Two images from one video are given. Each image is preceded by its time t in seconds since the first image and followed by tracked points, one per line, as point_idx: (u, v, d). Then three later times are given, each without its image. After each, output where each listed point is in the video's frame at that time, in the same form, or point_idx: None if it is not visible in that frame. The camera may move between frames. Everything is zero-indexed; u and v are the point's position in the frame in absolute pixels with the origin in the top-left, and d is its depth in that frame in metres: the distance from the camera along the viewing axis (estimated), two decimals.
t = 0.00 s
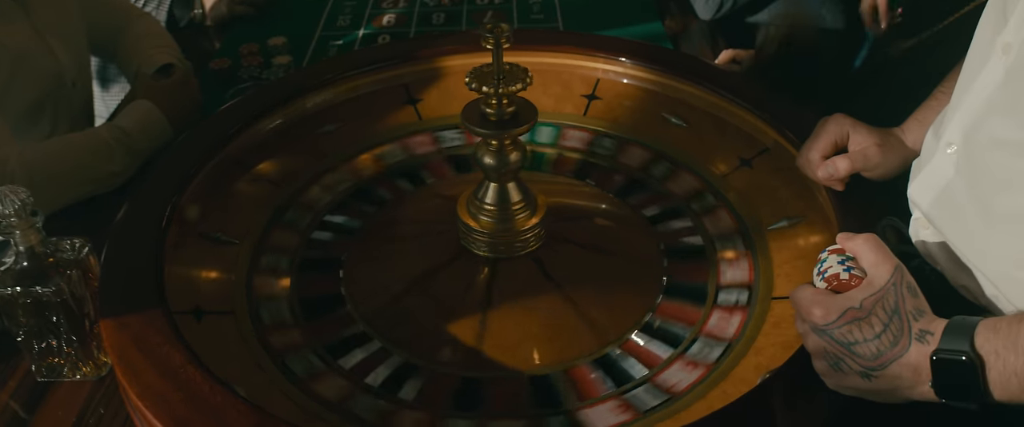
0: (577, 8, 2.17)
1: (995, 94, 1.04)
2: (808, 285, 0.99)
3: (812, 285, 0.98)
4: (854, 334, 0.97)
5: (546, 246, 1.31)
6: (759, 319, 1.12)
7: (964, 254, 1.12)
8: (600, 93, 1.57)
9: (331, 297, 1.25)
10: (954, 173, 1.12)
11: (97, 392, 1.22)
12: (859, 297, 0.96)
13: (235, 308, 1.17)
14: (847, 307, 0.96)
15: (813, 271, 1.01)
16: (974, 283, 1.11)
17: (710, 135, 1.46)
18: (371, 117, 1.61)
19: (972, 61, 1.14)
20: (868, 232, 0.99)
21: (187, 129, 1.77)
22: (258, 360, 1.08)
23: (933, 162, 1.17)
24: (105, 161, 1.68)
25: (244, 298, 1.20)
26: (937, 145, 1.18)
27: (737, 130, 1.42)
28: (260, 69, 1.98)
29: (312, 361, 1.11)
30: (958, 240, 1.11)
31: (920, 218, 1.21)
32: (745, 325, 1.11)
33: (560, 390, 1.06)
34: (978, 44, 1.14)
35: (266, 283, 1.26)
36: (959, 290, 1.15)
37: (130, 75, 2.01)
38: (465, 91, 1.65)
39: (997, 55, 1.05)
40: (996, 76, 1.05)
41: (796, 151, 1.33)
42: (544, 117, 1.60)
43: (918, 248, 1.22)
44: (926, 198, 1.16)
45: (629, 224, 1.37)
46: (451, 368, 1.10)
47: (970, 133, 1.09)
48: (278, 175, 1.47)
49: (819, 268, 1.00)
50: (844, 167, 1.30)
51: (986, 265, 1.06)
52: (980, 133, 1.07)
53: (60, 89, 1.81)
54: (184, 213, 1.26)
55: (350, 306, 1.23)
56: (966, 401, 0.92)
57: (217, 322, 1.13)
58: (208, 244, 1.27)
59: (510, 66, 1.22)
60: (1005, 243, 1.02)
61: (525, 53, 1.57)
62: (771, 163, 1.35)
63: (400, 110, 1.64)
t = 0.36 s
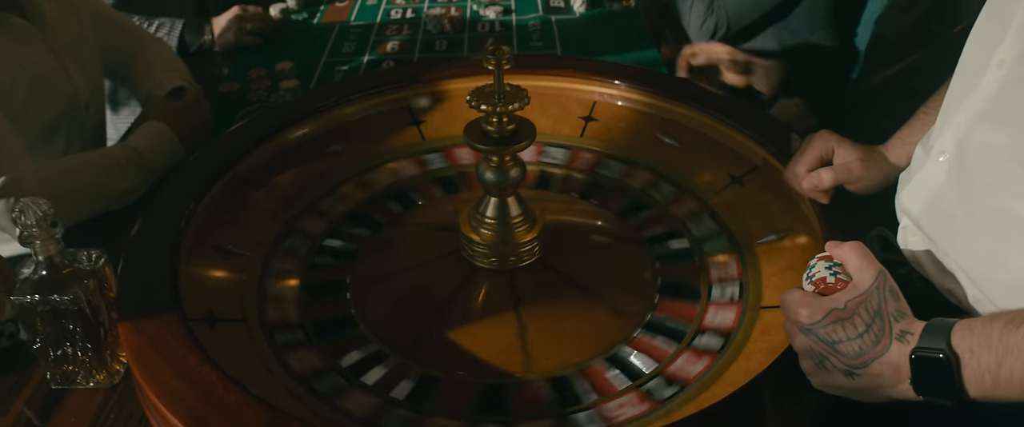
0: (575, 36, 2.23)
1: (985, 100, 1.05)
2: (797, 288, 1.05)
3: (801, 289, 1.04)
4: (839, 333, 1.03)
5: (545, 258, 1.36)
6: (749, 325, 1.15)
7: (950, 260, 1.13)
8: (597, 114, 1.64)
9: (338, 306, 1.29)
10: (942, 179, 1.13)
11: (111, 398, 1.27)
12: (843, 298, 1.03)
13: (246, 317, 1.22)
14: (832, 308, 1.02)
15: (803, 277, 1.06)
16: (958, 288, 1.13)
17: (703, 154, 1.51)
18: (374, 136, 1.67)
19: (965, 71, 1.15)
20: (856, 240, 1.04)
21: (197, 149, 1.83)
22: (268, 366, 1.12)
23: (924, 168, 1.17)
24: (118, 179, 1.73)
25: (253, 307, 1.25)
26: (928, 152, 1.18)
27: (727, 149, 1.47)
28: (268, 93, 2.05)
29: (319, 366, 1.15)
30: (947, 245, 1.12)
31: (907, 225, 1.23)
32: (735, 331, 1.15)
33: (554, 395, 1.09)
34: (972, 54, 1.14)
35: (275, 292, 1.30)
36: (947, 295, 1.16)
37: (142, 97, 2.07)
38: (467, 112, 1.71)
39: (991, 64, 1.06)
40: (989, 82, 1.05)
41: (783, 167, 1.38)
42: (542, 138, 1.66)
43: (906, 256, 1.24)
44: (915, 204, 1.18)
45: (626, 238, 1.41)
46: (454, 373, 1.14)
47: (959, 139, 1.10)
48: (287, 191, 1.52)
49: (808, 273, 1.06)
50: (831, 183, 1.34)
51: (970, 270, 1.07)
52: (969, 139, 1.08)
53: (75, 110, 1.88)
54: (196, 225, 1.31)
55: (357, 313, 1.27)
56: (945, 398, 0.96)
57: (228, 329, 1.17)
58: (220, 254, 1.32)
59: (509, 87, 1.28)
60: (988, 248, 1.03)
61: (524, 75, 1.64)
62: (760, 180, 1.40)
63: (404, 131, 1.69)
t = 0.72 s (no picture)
0: (572, 70, 2.31)
1: (956, 120, 1.11)
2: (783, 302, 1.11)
3: (787, 301, 1.09)
4: (822, 342, 1.06)
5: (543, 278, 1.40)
6: (738, 341, 1.19)
7: (928, 273, 1.18)
8: (593, 143, 1.70)
9: (344, 324, 1.33)
10: (917, 195, 1.19)
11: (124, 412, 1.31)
12: (825, 308, 1.07)
13: (256, 333, 1.26)
14: (815, 318, 1.06)
15: (788, 291, 1.12)
16: (933, 298, 1.18)
17: (695, 180, 1.56)
18: (379, 163, 1.73)
19: (940, 93, 1.21)
20: (834, 254, 1.12)
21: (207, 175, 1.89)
22: (276, 380, 1.16)
23: (903, 183, 1.22)
24: (130, 203, 1.80)
25: (263, 324, 1.29)
26: (906, 168, 1.23)
27: (719, 175, 1.53)
28: (275, 122, 2.12)
29: (326, 382, 1.19)
30: (923, 259, 1.17)
31: (886, 241, 1.29)
32: (726, 347, 1.19)
33: (550, 406, 1.13)
34: (947, 76, 1.20)
35: (284, 311, 1.34)
36: (922, 306, 1.22)
37: (153, 126, 2.13)
38: (469, 142, 1.78)
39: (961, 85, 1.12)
40: (960, 104, 1.10)
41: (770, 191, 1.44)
42: (540, 165, 1.71)
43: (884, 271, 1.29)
44: (894, 220, 1.23)
45: (622, 261, 1.45)
46: (455, 387, 1.17)
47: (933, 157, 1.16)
48: (296, 214, 1.57)
49: (793, 288, 1.11)
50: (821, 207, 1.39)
51: (947, 281, 1.12)
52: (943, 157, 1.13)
53: (89, 137, 1.94)
54: (208, 246, 1.37)
55: (362, 331, 1.31)
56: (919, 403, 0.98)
57: (238, 344, 1.22)
58: (231, 273, 1.36)
59: (509, 114, 1.35)
60: (961, 259, 1.08)
61: (523, 105, 1.71)
62: (750, 204, 1.45)
63: (408, 159, 1.75)
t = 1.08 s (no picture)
0: (573, 106, 2.37)
1: (920, 150, 1.19)
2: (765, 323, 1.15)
3: (768, 323, 1.14)
4: (802, 360, 1.09)
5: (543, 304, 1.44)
6: (730, 364, 1.23)
7: (897, 296, 1.24)
8: (590, 177, 1.76)
9: (349, 348, 1.37)
10: (886, 222, 1.25)
11: None
12: (804, 328, 1.12)
13: (264, 357, 1.30)
14: (796, 338, 1.11)
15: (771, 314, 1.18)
16: (904, 320, 1.24)
17: (689, 211, 1.61)
18: (382, 194, 1.79)
19: (900, 124, 1.28)
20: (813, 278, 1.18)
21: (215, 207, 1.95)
22: (283, 402, 1.20)
23: (871, 212, 1.29)
24: (140, 232, 1.85)
25: (270, 349, 1.33)
26: (873, 198, 1.30)
27: (713, 206, 1.59)
28: (283, 157, 2.18)
29: (331, 403, 1.22)
30: (893, 282, 1.23)
31: (858, 265, 1.32)
32: (717, 369, 1.23)
33: None
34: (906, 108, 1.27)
35: (290, 335, 1.38)
36: (894, 328, 1.27)
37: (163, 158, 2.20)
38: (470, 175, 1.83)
39: (922, 119, 1.19)
40: (922, 135, 1.19)
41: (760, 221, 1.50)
42: (538, 197, 1.76)
43: (859, 294, 1.33)
44: (864, 246, 1.29)
45: (619, 289, 1.48)
46: (456, 408, 1.20)
47: (901, 185, 1.23)
48: (303, 243, 1.62)
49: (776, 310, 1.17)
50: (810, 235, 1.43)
51: (916, 303, 1.18)
52: (909, 185, 1.20)
53: (101, 169, 2.01)
54: (218, 272, 1.42)
55: (366, 356, 1.35)
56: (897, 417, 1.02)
57: (246, 367, 1.25)
58: (239, 299, 1.41)
59: (508, 147, 1.41)
60: (929, 283, 1.14)
61: (522, 140, 1.78)
62: (741, 234, 1.50)
63: (411, 191, 1.81)
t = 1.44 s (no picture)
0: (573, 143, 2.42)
1: (895, 173, 1.26)
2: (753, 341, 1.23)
3: (755, 341, 1.22)
4: (788, 377, 1.13)
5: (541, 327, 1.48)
6: (720, 385, 1.26)
7: (876, 315, 1.30)
8: (588, 206, 1.81)
9: (353, 368, 1.40)
10: (865, 244, 1.32)
11: None
12: (790, 345, 1.17)
13: (270, 376, 1.33)
14: (782, 355, 1.16)
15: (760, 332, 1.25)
16: (884, 338, 1.29)
17: (683, 238, 1.66)
18: (387, 222, 1.83)
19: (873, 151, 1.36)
20: (798, 299, 1.24)
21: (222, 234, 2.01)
22: (289, 418, 1.23)
23: (852, 234, 1.36)
24: (148, 258, 1.90)
25: (277, 369, 1.36)
26: (853, 221, 1.37)
27: (707, 235, 1.64)
28: (287, 187, 2.26)
29: (336, 419, 1.26)
30: (871, 302, 1.30)
31: (842, 288, 1.38)
32: (708, 391, 1.26)
33: None
34: (880, 136, 1.35)
35: (297, 356, 1.42)
36: (878, 347, 1.32)
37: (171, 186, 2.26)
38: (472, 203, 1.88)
39: (896, 144, 1.26)
40: (896, 159, 1.26)
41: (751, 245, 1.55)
42: (537, 225, 1.79)
43: (840, 314, 1.38)
44: (845, 267, 1.35)
45: (616, 315, 1.51)
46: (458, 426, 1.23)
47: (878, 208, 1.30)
48: (309, 269, 1.66)
49: (763, 329, 1.24)
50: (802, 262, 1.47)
51: (894, 320, 1.24)
52: (885, 208, 1.28)
53: (111, 197, 2.06)
54: (227, 295, 1.47)
55: (370, 375, 1.38)
56: None
57: (254, 385, 1.29)
58: (247, 321, 1.45)
59: (508, 176, 1.48)
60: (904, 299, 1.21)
61: (523, 170, 1.84)
62: (734, 260, 1.55)
63: (414, 219, 1.85)
